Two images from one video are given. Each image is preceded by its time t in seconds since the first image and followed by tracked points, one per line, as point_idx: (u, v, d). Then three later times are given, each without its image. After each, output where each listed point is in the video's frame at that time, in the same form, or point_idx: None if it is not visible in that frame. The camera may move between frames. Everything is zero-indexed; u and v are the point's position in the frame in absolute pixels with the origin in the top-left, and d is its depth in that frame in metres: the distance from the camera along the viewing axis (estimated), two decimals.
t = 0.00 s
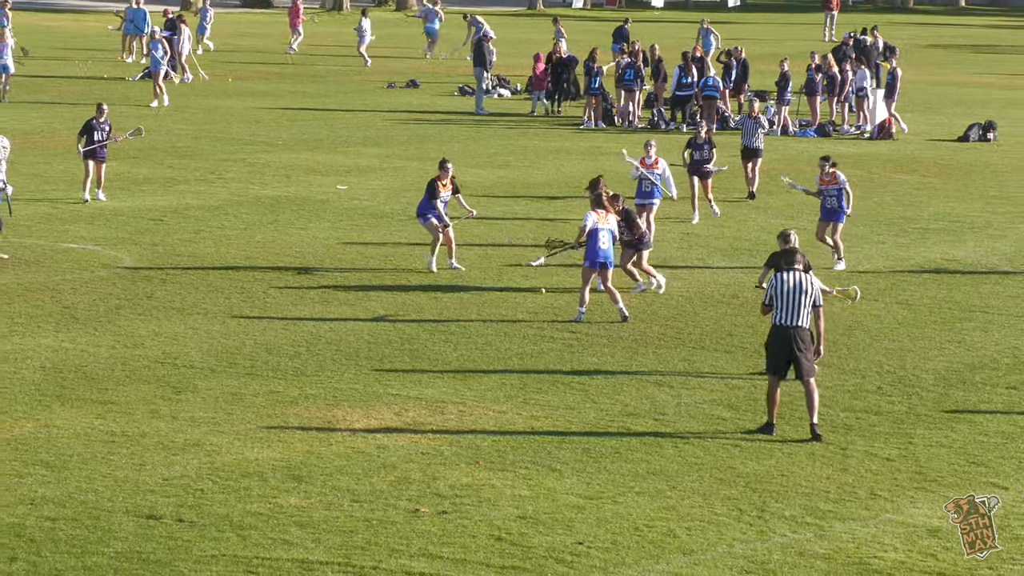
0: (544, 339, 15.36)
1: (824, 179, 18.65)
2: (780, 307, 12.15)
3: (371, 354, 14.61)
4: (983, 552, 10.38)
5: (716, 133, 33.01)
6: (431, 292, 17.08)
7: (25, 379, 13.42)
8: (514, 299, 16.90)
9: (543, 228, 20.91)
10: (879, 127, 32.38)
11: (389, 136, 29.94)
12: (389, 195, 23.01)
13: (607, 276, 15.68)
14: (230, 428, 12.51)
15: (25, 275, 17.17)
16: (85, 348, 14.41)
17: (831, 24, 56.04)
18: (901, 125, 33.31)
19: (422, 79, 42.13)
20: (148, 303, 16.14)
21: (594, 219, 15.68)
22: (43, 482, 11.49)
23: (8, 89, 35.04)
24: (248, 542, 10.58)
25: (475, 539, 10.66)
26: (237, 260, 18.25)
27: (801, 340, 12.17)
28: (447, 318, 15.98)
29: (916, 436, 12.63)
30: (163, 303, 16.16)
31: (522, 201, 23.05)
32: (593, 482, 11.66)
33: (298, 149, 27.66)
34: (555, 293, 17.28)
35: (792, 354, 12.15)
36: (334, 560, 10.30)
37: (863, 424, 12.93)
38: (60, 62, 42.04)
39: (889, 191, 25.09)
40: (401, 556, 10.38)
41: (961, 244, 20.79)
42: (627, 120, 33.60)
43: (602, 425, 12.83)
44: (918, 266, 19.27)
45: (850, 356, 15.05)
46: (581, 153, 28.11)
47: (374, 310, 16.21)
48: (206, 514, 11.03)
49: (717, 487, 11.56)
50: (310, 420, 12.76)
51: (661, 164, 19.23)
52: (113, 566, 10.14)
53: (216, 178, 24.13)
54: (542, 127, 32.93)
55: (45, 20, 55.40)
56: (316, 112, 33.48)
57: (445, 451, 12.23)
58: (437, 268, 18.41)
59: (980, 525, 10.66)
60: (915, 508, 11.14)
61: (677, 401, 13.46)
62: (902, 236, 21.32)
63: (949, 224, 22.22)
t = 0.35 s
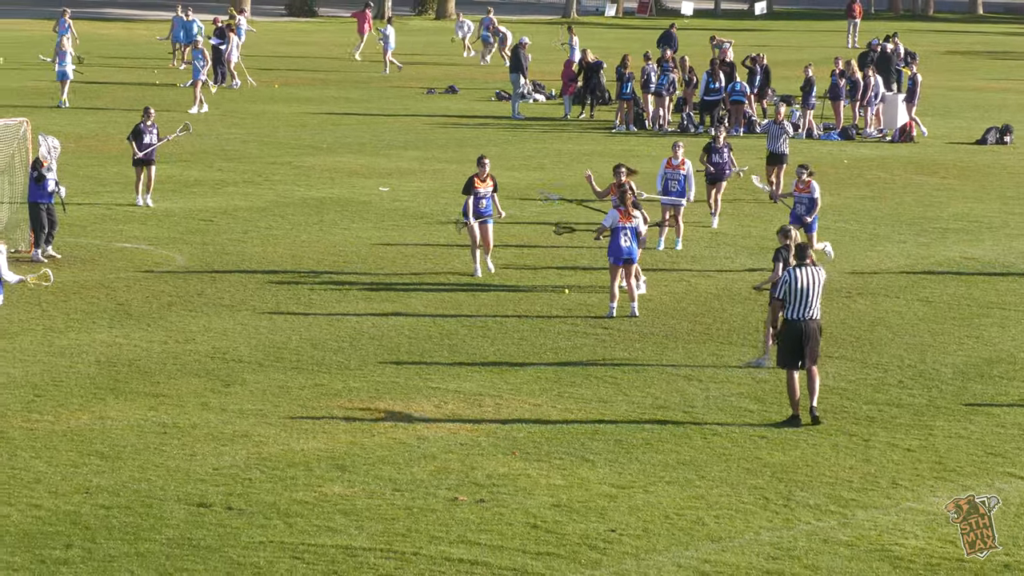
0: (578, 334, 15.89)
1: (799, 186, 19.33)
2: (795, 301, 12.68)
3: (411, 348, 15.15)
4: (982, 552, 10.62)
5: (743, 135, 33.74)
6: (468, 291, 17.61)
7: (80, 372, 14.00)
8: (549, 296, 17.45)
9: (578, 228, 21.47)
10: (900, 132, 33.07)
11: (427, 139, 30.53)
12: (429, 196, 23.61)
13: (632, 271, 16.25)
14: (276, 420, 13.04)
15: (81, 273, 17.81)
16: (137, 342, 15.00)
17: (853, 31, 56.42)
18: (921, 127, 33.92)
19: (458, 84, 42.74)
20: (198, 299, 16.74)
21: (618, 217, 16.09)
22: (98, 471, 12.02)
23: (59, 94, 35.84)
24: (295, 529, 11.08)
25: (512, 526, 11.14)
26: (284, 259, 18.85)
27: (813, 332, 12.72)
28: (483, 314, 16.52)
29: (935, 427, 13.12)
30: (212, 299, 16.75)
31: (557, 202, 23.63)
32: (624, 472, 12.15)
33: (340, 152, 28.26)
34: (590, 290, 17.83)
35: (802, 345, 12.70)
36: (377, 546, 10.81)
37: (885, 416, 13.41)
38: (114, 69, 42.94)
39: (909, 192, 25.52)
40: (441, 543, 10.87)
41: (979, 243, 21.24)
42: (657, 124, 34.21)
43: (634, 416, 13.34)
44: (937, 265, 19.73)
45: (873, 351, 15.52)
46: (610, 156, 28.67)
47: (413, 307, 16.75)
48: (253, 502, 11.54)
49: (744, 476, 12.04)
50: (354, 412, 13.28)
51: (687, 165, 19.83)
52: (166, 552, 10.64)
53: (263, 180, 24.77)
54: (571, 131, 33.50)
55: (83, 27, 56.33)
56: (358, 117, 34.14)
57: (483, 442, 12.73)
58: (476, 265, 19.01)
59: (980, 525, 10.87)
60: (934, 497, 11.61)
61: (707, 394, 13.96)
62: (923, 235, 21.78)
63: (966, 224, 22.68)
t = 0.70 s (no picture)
0: (598, 330, 16.46)
1: (795, 187, 19.47)
2: (802, 295, 13.14)
3: (438, 344, 15.72)
4: (982, 552, 10.87)
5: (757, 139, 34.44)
6: (491, 289, 18.22)
7: (121, 367, 14.60)
8: (571, 294, 18.04)
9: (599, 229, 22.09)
10: (908, 135, 33.62)
11: (454, 142, 31.13)
12: (456, 198, 24.25)
13: (654, 268, 16.85)
14: (309, 412, 13.56)
15: (123, 273, 18.48)
16: (176, 338, 15.63)
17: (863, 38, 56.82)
18: (929, 131, 34.43)
19: (483, 89, 43.42)
20: (234, 297, 17.38)
21: (642, 218, 16.73)
22: (138, 461, 12.51)
23: (99, 101, 36.63)
24: (326, 516, 11.51)
25: (535, 514, 11.57)
26: (318, 259, 19.47)
27: (815, 326, 13.22)
28: (507, 312, 17.12)
29: (942, 418, 13.62)
30: (248, 297, 17.40)
31: (579, 203, 24.25)
32: (643, 461, 12.60)
33: (371, 154, 28.87)
34: (610, 288, 18.42)
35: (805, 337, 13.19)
36: (406, 533, 11.24)
37: (894, 407, 13.92)
38: (153, 75, 43.79)
39: (915, 192, 26.03)
40: (467, 529, 11.28)
41: (984, 241, 21.74)
42: (675, 128, 34.83)
43: (653, 408, 13.87)
44: (944, 263, 20.22)
45: (882, 345, 16.03)
46: (628, 158, 29.28)
47: (440, 304, 17.35)
48: (287, 491, 11.98)
49: (758, 465, 12.52)
50: (384, 404, 13.82)
51: (697, 166, 20.36)
52: (203, 538, 11.06)
53: (297, 182, 25.43)
54: (589, 134, 34.13)
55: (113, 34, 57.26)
56: (386, 120, 34.81)
57: (507, 433, 13.23)
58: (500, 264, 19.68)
59: (979, 525, 11.10)
60: (941, 486, 12.08)
61: (722, 386, 14.50)
62: (929, 234, 22.28)
63: (972, 223, 23.20)
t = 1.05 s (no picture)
0: (608, 327, 17.01)
1: (786, 189, 19.92)
2: (803, 292, 13.62)
3: (455, 340, 16.31)
4: (982, 552, 11.10)
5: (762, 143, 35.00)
6: (506, 287, 18.78)
7: (151, 363, 15.19)
8: (583, 292, 18.62)
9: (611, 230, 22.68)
10: (906, 140, 34.15)
11: (471, 146, 31.70)
12: (472, 200, 24.85)
13: (665, 268, 17.41)
14: (330, 407, 14.09)
15: (153, 272, 19.10)
16: (203, 335, 16.22)
17: (864, 46, 57.38)
18: (927, 136, 34.96)
19: (498, 95, 44.02)
20: (259, 296, 17.97)
21: (656, 220, 17.28)
22: (166, 453, 12.95)
23: (126, 106, 37.27)
24: (347, 506, 11.87)
25: (549, 504, 11.95)
26: (339, 259, 20.06)
27: (812, 320, 13.77)
28: (521, 309, 17.71)
29: (939, 413, 14.14)
30: (271, 296, 17.98)
31: (592, 205, 24.84)
32: (652, 454, 13.09)
33: (390, 158, 29.45)
34: (621, 286, 18.96)
35: (804, 331, 13.73)
36: (423, 522, 11.59)
37: (893, 402, 14.44)
38: (176, 83, 44.48)
39: (913, 195, 26.55)
40: (483, 519, 11.63)
41: (980, 242, 22.27)
42: (683, 133, 35.32)
43: (661, 402, 14.41)
44: (942, 263, 20.74)
45: (882, 342, 16.56)
46: (639, 161, 29.87)
47: (457, 302, 17.93)
48: (310, 482, 12.36)
49: (763, 457, 13.01)
50: (403, 399, 14.36)
51: (704, 171, 20.83)
52: (228, 527, 11.40)
53: (319, 185, 26.02)
54: (600, 138, 34.71)
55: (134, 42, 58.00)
56: (405, 125, 35.41)
57: (521, 426, 13.73)
58: (515, 263, 20.27)
59: (980, 525, 11.38)
60: (939, 477, 12.58)
61: (728, 381, 15.04)
62: (928, 236, 22.80)
63: (971, 224, 23.73)
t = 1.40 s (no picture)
0: (614, 327, 17.51)
1: (782, 194, 20.56)
2: (795, 291, 14.21)
3: (465, 340, 16.81)
4: (982, 552, 11.38)
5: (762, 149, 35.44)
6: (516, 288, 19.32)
7: (172, 361, 15.70)
8: (588, 293, 19.13)
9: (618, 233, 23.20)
10: (901, 146, 34.60)
11: (481, 152, 32.22)
12: (482, 204, 25.38)
13: (668, 271, 17.90)
14: (345, 403, 14.58)
15: (173, 273, 19.63)
16: (221, 334, 16.73)
17: (861, 55, 57.95)
18: (921, 142, 35.40)
19: (507, 103, 44.56)
20: (276, 296, 18.48)
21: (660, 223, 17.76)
22: (186, 448, 13.39)
23: (144, 113, 37.81)
24: (361, 499, 12.29)
25: (555, 498, 12.40)
26: (353, 262, 20.58)
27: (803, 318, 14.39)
28: (529, 309, 18.23)
29: (932, 410, 14.63)
30: (288, 296, 18.49)
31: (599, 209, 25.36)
32: (655, 449, 13.57)
33: (402, 163, 29.96)
34: (625, 288, 19.46)
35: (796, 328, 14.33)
36: (434, 515, 12.01)
37: (888, 400, 14.93)
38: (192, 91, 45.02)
39: (908, 200, 27.05)
40: (492, 512, 12.08)
41: (972, 245, 22.76)
42: (686, 140, 35.69)
43: (664, 399, 14.89)
44: (935, 265, 21.23)
45: (877, 342, 17.04)
46: (645, 167, 30.38)
47: (466, 302, 18.44)
48: (325, 476, 12.78)
49: (762, 453, 13.49)
50: (415, 396, 14.86)
51: (718, 178, 21.27)
52: (246, 519, 11.80)
53: (334, 189, 26.54)
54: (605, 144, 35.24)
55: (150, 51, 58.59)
56: (418, 132, 35.94)
57: (529, 423, 14.21)
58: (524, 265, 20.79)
59: (980, 525, 11.69)
60: (932, 472, 13.06)
61: (728, 379, 15.54)
62: (922, 239, 23.28)
63: (964, 228, 24.23)
